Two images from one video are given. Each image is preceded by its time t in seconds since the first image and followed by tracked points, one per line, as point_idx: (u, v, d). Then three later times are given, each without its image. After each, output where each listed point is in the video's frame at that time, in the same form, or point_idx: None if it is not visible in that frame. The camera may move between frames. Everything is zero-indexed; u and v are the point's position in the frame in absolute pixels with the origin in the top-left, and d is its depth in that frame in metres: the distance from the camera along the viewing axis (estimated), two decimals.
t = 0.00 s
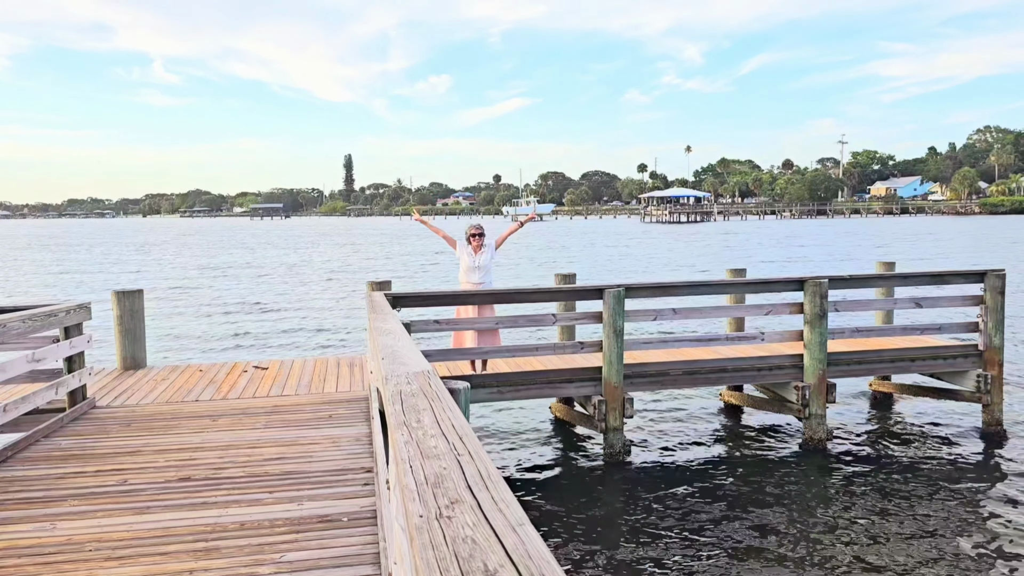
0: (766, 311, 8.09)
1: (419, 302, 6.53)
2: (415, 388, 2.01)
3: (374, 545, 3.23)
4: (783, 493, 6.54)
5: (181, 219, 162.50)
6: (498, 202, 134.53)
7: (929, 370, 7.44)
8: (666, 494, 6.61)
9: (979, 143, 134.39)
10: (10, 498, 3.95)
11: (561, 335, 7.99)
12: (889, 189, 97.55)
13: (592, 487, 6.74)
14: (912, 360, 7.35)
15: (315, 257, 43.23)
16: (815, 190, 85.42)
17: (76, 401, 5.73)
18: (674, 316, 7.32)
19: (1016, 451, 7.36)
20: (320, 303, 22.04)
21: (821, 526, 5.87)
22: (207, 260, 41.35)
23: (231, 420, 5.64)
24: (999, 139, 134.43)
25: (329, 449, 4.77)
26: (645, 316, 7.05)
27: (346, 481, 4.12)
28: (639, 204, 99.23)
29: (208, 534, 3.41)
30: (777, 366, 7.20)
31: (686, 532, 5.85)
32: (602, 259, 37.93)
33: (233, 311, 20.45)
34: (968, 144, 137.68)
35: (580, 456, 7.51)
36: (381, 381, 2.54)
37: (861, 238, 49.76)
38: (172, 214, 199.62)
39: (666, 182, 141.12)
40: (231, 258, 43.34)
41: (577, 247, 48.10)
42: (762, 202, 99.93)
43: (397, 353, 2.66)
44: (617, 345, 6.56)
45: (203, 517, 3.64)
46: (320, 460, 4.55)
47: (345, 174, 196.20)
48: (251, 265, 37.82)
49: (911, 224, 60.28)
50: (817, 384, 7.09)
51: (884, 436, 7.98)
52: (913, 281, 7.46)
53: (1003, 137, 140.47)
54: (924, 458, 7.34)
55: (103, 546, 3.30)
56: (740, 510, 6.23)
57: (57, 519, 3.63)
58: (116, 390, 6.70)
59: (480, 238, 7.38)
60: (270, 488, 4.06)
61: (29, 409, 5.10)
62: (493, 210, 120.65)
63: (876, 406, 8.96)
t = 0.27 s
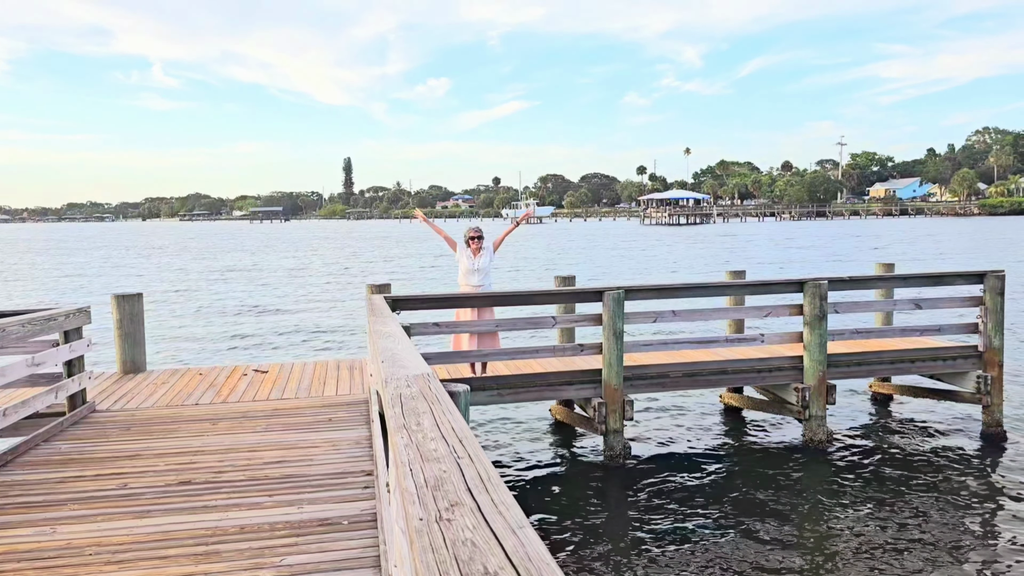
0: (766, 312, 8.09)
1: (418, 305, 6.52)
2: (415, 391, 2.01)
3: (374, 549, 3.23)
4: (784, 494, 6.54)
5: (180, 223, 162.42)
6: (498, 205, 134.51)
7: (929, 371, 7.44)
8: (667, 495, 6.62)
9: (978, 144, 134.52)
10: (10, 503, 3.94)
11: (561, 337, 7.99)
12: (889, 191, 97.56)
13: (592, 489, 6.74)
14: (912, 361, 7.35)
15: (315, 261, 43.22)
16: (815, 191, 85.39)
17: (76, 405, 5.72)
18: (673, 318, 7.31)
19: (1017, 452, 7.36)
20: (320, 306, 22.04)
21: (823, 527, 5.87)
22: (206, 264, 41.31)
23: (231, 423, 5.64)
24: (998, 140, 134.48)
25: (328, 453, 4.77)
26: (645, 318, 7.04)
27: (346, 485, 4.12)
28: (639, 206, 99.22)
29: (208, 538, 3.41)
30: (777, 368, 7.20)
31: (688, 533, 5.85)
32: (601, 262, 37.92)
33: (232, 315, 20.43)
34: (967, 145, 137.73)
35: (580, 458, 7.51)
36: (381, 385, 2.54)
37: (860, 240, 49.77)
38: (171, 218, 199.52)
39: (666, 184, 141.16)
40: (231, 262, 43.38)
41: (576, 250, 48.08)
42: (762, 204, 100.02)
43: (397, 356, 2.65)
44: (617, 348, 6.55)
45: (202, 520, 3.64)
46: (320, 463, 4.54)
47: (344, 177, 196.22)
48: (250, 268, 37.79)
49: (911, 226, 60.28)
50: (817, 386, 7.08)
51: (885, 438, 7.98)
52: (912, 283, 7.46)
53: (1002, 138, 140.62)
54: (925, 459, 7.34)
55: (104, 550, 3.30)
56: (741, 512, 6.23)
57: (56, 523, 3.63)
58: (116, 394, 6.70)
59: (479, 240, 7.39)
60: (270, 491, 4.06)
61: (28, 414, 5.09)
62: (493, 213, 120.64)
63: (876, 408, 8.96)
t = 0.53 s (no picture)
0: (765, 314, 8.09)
1: (417, 307, 6.52)
2: (415, 394, 2.01)
3: (374, 552, 3.23)
4: (785, 496, 6.51)
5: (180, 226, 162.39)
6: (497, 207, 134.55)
7: (929, 372, 7.45)
8: (667, 497, 6.62)
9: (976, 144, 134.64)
10: (10, 507, 3.94)
11: (561, 339, 7.99)
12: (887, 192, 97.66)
13: (592, 492, 6.73)
14: (912, 362, 7.35)
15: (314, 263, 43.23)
16: (813, 193, 85.43)
17: (75, 409, 5.72)
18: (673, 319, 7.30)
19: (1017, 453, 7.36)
20: (318, 309, 22.04)
21: (823, 528, 5.87)
22: (205, 267, 41.29)
23: (231, 426, 5.64)
24: (996, 141, 134.70)
25: (328, 455, 4.77)
26: (644, 320, 7.04)
27: (346, 487, 4.12)
28: (638, 208, 99.26)
29: (208, 541, 3.41)
30: (777, 369, 7.20)
31: (689, 535, 5.85)
32: (600, 263, 37.98)
33: (231, 318, 20.42)
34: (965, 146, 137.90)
35: (581, 460, 7.50)
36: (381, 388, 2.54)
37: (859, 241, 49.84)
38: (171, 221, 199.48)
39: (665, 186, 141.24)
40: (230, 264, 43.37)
41: (575, 253, 48.09)
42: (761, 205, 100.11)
43: (397, 359, 2.66)
44: (617, 350, 6.55)
45: (202, 524, 3.64)
46: (319, 466, 4.54)
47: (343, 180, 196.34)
48: (249, 271, 37.79)
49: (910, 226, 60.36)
50: (817, 387, 7.08)
51: (885, 439, 7.98)
52: (912, 284, 7.46)
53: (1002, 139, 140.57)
54: (926, 460, 7.34)
55: (104, 553, 3.30)
56: (741, 513, 6.23)
57: (56, 527, 3.63)
58: (115, 398, 6.69)
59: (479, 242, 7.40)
60: (270, 494, 4.06)
61: (28, 417, 5.09)
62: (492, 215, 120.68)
63: (876, 409, 8.96)
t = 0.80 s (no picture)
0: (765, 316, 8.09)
1: (416, 310, 6.52)
2: (416, 397, 2.01)
3: (374, 555, 3.23)
4: (784, 499, 6.49)
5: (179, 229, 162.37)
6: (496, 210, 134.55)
7: (929, 374, 7.44)
8: (666, 499, 6.62)
9: (975, 146, 134.83)
10: (9, 510, 3.94)
11: (561, 341, 7.99)
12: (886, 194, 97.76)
13: (591, 495, 6.71)
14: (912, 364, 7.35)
15: (313, 266, 43.22)
16: (813, 195, 85.46)
17: (74, 412, 5.71)
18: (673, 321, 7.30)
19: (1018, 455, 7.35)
20: (318, 311, 22.04)
21: (822, 529, 5.88)
22: (204, 270, 41.27)
23: (231, 429, 5.64)
24: (995, 142, 134.87)
25: (328, 458, 4.77)
26: (644, 322, 7.04)
27: (346, 491, 4.11)
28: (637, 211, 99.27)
29: (207, 545, 3.41)
30: (777, 371, 7.19)
31: (688, 536, 5.86)
32: (599, 266, 38.00)
33: (230, 321, 20.41)
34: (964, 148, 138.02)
35: (580, 463, 7.50)
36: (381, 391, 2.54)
37: (857, 243, 49.88)
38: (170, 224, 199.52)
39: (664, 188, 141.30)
40: (229, 267, 43.34)
41: (574, 255, 48.09)
42: (760, 207, 100.20)
43: (397, 362, 2.65)
44: (616, 352, 6.55)
45: (202, 527, 3.63)
46: (319, 469, 4.54)
47: (343, 182, 196.37)
48: (248, 274, 37.77)
49: (909, 228, 60.41)
50: (817, 389, 7.08)
51: (885, 440, 7.98)
52: (911, 285, 7.46)
53: (1001, 140, 140.87)
54: (925, 462, 7.34)
55: (103, 557, 3.29)
56: (740, 515, 6.23)
57: (55, 530, 3.63)
58: (115, 401, 6.68)
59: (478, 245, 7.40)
60: (270, 498, 4.05)
61: (28, 421, 5.09)
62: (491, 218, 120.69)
63: (875, 410, 8.97)
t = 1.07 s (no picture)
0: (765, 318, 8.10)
1: (416, 313, 6.52)
2: (415, 400, 2.01)
3: (375, 558, 3.23)
4: (784, 502, 6.49)
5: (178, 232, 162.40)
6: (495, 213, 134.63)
7: (928, 376, 7.44)
8: (667, 501, 6.62)
9: (974, 148, 135.03)
10: (9, 514, 3.93)
11: (561, 345, 7.99)
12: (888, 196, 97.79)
13: (591, 498, 6.70)
14: (911, 366, 7.35)
15: (312, 269, 43.14)
16: (812, 197, 85.42)
17: (74, 415, 5.71)
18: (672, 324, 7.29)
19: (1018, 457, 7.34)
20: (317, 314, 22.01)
21: (823, 531, 5.90)
22: (203, 273, 41.22)
23: (231, 433, 5.63)
24: (993, 145, 135.02)
25: (329, 462, 4.76)
26: (644, 324, 7.04)
27: (346, 494, 4.11)
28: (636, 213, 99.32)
29: (207, 548, 3.41)
30: (776, 374, 7.20)
31: (689, 538, 5.88)
32: (599, 269, 37.94)
33: (229, 324, 20.38)
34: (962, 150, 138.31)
35: (580, 466, 7.50)
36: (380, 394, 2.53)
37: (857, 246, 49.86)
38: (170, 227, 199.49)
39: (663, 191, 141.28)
40: (229, 271, 43.33)
41: (573, 258, 48.07)
42: (760, 210, 100.26)
43: (397, 365, 2.66)
44: (616, 355, 6.54)
45: (202, 531, 3.63)
46: (320, 473, 4.54)
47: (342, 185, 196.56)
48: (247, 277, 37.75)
49: (909, 230, 60.39)
50: (817, 392, 7.08)
51: (885, 443, 7.98)
52: (911, 288, 7.46)
53: (999, 142, 141.15)
54: (926, 463, 7.35)
55: (102, 560, 3.29)
56: (741, 517, 6.24)
57: (54, 534, 3.62)
58: (114, 405, 6.68)
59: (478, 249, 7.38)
60: (270, 501, 4.05)
61: (27, 424, 5.09)
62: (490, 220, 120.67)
63: (875, 413, 8.97)
